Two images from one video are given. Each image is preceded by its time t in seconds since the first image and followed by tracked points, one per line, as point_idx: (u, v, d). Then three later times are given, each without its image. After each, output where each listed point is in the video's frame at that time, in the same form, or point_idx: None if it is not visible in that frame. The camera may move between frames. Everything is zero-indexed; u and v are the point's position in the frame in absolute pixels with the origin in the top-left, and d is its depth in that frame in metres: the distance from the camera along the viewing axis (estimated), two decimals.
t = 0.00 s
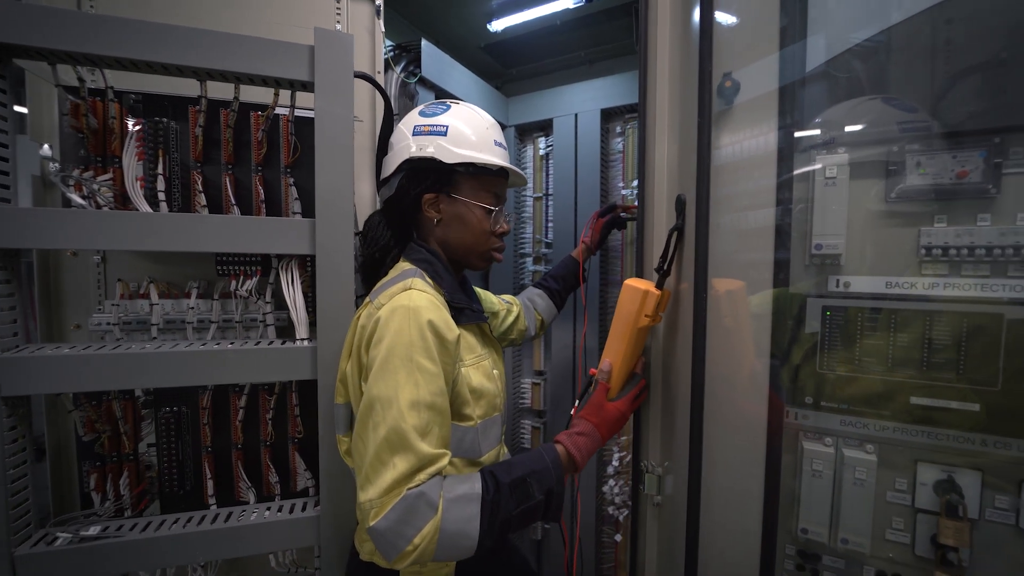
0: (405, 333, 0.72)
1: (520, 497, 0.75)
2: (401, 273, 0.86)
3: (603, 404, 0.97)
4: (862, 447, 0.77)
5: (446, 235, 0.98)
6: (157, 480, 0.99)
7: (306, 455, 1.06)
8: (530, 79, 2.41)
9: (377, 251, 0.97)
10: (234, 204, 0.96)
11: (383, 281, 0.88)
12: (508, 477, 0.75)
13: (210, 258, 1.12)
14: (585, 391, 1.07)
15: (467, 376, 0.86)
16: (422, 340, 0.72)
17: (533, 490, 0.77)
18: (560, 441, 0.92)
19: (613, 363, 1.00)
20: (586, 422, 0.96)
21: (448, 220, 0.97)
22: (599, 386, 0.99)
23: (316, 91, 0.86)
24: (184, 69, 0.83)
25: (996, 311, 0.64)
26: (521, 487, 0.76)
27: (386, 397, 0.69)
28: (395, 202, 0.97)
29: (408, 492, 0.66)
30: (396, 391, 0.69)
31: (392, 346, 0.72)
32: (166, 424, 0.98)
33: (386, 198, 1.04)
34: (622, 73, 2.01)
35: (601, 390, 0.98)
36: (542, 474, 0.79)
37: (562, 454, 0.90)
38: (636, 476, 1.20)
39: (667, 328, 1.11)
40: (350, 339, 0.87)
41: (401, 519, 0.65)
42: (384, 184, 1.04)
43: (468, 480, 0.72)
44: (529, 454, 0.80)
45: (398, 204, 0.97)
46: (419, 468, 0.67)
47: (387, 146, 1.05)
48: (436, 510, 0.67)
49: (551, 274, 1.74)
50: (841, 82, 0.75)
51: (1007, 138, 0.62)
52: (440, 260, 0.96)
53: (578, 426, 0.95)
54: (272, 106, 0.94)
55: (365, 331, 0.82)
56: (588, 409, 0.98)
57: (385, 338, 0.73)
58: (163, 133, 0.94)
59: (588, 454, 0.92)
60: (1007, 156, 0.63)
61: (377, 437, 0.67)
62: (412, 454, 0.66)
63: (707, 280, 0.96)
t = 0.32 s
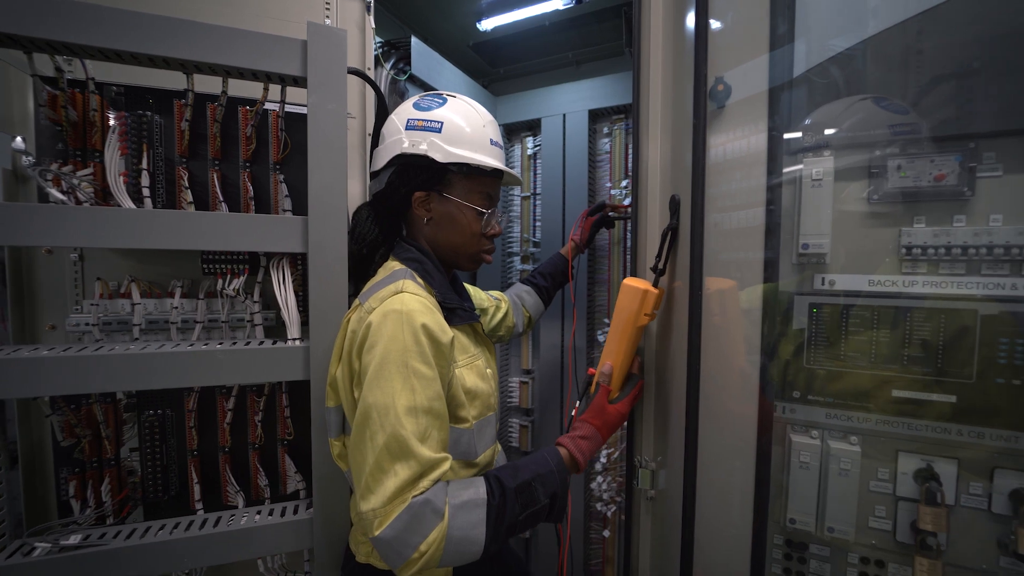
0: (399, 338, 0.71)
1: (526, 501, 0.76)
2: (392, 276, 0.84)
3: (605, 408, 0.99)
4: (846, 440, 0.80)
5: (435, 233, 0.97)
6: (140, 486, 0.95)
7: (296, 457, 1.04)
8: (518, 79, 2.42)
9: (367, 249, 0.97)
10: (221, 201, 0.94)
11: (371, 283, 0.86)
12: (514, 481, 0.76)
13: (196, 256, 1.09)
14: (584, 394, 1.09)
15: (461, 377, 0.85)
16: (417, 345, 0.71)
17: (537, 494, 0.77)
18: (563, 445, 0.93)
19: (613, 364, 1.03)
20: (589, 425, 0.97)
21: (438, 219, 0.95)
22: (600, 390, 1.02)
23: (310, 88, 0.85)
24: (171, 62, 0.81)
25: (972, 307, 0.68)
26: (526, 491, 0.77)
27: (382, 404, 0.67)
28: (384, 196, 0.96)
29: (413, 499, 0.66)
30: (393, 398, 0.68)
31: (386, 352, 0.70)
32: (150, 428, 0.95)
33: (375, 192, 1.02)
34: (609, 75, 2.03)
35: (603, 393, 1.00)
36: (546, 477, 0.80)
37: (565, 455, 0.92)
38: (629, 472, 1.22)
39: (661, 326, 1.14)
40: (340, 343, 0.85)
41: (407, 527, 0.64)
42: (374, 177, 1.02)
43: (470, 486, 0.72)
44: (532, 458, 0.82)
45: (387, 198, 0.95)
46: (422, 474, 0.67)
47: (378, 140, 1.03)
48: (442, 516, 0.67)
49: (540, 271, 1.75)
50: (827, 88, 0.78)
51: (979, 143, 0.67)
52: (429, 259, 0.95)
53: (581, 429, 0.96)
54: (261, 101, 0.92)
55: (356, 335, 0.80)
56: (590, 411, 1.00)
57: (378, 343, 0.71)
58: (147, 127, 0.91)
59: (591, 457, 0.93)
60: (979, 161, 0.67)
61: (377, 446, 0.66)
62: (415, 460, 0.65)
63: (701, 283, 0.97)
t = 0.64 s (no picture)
0: (399, 345, 0.70)
1: (536, 504, 0.77)
2: (387, 277, 0.82)
3: (611, 413, 1.01)
4: (830, 430, 0.84)
5: (429, 233, 0.96)
6: (122, 493, 0.92)
7: (286, 459, 1.02)
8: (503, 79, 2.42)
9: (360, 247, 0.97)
10: (209, 197, 0.91)
11: (365, 284, 0.85)
12: (524, 485, 0.77)
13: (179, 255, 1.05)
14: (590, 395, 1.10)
15: (459, 380, 0.85)
16: (418, 351, 0.70)
17: (547, 497, 0.79)
18: (569, 450, 0.94)
19: (619, 369, 1.03)
20: (595, 429, 0.99)
21: (433, 218, 0.95)
22: (606, 394, 1.03)
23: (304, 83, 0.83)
24: (158, 53, 0.78)
25: (945, 303, 0.72)
26: (536, 495, 0.77)
27: (386, 414, 0.66)
28: (375, 191, 0.94)
29: (424, 507, 0.66)
30: (397, 406, 0.67)
31: (386, 360, 0.69)
32: (132, 433, 0.91)
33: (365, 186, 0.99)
34: (595, 77, 2.06)
35: (609, 398, 1.02)
36: (555, 481, 0.81)
37: (574, 459, 0.93)
38: (623, 468, 1.23)
39: (655, 325, 1.16)
40: (334, 348, 0.83)
41: (419, 535, 0.64)
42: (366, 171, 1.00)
43: (481, 491, 0.73)
44: (540, 461, 0.83)
45: (378, 193, 0.94)
46: (431, 481, 0.67)
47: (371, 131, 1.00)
48: (455, 523, 0.67)
49: (527, 268, 1.76)
50: (813, 94, 0.81)
51: (952, 149, 0.71)
52: (423, 258, 0.95)
53: (587, 434, 0.98)
54: (251, 95, 0.90)
55: (351, 340, 0.78)
56: (597, 416, 1.01)
57: (376, 352, 0.70)
58: (130, 119, 0.88)
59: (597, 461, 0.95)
60: (951, 166, 0.71)
61: (383, 456, 0.65)
62: (423, 468, 0.65)
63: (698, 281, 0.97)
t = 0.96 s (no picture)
0: (403, 349, 0.69)
1: (541, 503, 0.78)
2: (387, 278, 0.81)
3: (611, 413, 1.03)
4: (813, 420, 0.88)
5: (428, 231, 0.96)
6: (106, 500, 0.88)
7: (279, 460, 1.00)
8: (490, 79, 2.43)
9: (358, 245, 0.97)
10: (199, 193, 0.89)
11: (364, 283, 0.84)
12: (529, 486, 0.78)
13: (163, 253, 1.02)
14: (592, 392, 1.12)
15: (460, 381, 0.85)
16: (423, 355, 0.70)
17: (551, 496, 0.80)
18: (571, 448, 0.96)
19: (618, 370, 1.05)
20: (595, 428, 1.01)
21: (433, 217, 0.95)
22: (607, 394, 1.05)
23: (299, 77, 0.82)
24: (148, 43, 0.76)
25: (920, 298, 0.78)
26: (540, 494, 0.79)
27: (391, 418, 0.66)
28: (372, 188, 0.94)
29: (431, 510, 0.66)
30: (402, 410, 0.67)
31: (391, 363, 0.69)
32: (116, 438, 0.88)
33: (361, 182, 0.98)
34: (582, 79, 2.09)
35: (609, 397, 1.04)
36: (558, 480, 0.83)
37: (574, 457, 0.95)
38: (618, 461, 1.25)
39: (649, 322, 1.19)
40: (332, 349, 0.82)
41: (428, 539, 0.65)
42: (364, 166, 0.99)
43: (486, 492, 0.74)
44: (543, 461, 0.84)
45: (376, 190, 0.93)
46: (438, 484, 0.67)
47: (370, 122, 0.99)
48: (463, 525, 0.68)
49: (518, 265, 1.77)
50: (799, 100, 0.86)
51: (925, 155, 0.77)
52: (422, 258, 0.95)
53: (588, 434, 0.99)
54: (244, 89, 0.88)
55: (352, 342, 0.77)
56: (597, 416, 1.03)
57: (380, 355, 0.69)
58: (115, 111, 0.84)
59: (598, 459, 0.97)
60: (924, 171, 0.77)
61: (389, 461, 0.65)
62: (430, 472, 0.66)
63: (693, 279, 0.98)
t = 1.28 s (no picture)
0: (415, 348, 0.70)
1: (546, 496, 0.80)
2: (393, 277, 0.81)
3: (609, 406, 1.05)
4: (799, 410, 0.93)
5: (430, 230, 0.97)
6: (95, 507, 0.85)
7: (276, 461, 0.99)
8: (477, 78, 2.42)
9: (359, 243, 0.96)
10: (194, 188, 0.86)
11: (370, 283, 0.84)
12: (534, 479, 0.79)
13: (153, 250, 0.99)
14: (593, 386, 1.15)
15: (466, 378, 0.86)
16: (435, 354, 0.71)
17: (556, 489, 0.82)
18: (571, 441, 0.98)
19: (616, 364, 1.08)
20: (593, 421, 1.03)
21: (435, 215, 0.95)
22: (604, 388, 1.07)
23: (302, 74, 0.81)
24: (145, 34, 0.74)
25: (897, 295, 0.83)
26: (546, 488, 0.80)
27: (404, 416, 0.67)
28: (373, 186, 0.93)
29: (443, 507, 0.67)
30: (415, 409, 0.67)
31: (403, 362, 0.69)
32: (106, 441, 0.85)
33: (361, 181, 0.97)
34: (569, 81, 2.12)
35: (606, 391, 1.07)
36: (562, 473, 0.84)
37: (575, 451, 0.97)
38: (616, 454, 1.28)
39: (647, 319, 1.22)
40: (338, 348, 0.81)
41: (440, 535, 0.66)
42: (363, 165, 0.98)
43: (495, 487, 0.74)
44: (548, 455, 0.86)
45: (378, 187, 0.93)
46: (449, 481, 0.68)
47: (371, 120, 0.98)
48: (473, 519, 0.69)
49: (509, 263, 1.79)
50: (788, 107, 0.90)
51: (902, 161, 0.83)
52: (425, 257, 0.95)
53: (587, 426, 1.02)
54: (241, 83, 0.86)
55: (359, 340, 0.76)
56: (596, 410, 1.06)
57: (393, 354, 0.70)
58: (105, 102, 0.81)
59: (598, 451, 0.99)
60: (900, 176, 0.83)
61: (401, 459, 0.66)
62: (443, 470, 0.67)
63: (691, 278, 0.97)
